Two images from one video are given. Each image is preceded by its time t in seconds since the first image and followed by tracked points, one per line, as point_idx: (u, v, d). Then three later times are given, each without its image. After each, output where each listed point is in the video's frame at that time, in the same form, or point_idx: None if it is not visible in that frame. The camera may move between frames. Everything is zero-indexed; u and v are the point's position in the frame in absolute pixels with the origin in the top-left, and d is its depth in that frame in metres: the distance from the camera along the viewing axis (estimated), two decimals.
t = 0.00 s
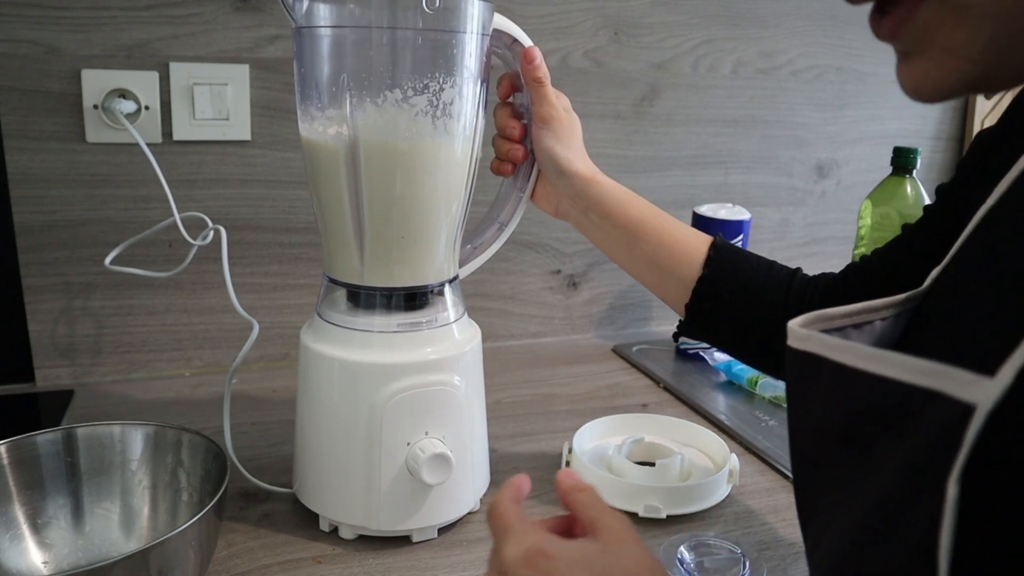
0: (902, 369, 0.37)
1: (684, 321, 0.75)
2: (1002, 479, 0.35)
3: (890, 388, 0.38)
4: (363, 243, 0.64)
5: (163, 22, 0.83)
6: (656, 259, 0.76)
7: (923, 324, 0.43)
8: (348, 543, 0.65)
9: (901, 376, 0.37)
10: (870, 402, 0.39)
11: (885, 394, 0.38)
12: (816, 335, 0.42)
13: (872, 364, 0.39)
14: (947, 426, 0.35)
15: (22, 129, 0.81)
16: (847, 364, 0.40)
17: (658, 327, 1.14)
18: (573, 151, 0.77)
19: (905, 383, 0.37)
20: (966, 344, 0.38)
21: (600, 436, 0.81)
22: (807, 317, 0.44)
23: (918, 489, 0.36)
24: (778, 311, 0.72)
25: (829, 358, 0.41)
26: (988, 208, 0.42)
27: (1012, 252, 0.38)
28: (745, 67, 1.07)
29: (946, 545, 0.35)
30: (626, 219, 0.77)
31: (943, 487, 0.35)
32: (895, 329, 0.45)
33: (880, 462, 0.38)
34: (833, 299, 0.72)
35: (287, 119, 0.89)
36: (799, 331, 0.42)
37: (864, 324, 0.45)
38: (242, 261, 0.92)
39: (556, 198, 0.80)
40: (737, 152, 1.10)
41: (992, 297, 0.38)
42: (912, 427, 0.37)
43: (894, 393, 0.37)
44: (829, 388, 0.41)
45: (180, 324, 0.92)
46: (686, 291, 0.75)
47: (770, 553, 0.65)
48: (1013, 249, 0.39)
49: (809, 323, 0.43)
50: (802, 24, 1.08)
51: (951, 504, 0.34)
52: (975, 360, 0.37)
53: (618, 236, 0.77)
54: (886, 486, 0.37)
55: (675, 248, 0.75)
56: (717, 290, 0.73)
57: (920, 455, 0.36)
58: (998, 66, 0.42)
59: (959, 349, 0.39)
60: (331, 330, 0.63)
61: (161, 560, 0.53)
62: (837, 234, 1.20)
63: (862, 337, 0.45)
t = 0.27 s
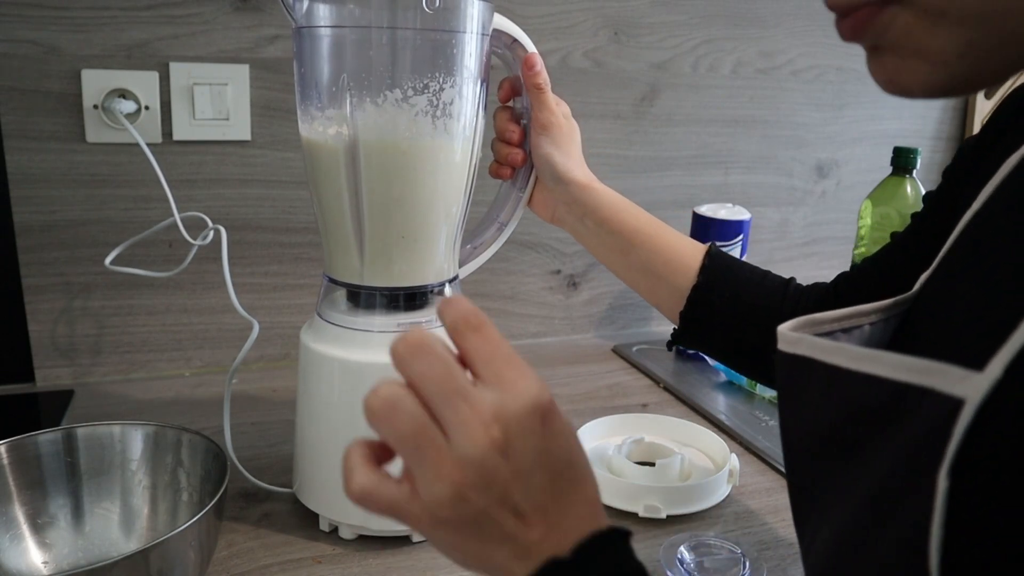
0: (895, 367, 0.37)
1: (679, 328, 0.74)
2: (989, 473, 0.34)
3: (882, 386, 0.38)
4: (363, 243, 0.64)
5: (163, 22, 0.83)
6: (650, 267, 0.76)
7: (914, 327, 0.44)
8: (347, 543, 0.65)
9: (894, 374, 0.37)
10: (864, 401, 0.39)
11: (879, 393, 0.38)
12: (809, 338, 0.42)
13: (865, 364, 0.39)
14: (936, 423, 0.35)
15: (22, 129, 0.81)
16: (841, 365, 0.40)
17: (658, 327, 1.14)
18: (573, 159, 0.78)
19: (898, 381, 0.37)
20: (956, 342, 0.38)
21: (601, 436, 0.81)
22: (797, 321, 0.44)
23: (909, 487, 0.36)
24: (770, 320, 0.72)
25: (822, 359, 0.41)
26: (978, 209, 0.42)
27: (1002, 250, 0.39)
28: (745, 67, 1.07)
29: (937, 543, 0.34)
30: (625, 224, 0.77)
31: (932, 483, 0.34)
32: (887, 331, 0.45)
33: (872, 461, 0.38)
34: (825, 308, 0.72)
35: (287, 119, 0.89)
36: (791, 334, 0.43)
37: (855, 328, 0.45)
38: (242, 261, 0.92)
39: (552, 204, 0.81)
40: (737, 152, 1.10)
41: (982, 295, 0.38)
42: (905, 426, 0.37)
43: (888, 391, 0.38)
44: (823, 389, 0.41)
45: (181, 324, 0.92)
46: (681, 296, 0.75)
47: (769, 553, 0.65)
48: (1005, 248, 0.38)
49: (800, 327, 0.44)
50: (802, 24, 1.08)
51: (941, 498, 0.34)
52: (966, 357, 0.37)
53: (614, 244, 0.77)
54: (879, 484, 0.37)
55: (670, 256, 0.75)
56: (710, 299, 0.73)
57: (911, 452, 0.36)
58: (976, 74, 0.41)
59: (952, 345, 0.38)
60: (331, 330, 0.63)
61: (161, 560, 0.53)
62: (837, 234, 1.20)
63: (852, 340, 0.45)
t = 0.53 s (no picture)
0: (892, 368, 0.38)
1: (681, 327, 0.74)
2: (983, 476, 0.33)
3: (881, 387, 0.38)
4: (365, 243, 0.64)
5: (163, 22, 0.83)
6: (654, 269, 0.76)
7: (915, 327, 0.43)
8: (347, 543, 0.65)
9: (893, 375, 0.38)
10: (862, 401, 0.39)
11: (877, 394, 0.38)
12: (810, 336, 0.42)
13: (865, 363, 0.39)
14: (928, 424, 0.35)
15: (22, 129, 0.81)
16: (840, 364, 0.40)
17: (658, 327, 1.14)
18: (575, 161, 0.77)
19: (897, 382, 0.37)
20: (956, 343, 0.38)
21: (601, 436, 0.81)
22: (802, 319, 0.44)
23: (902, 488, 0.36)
24: (775, 319, 0.72)
25: (821, 358, 0.41)
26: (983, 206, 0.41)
27: (1004, 251, 0.38)
28: (745, 67, 1.07)
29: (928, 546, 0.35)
30: (626, 226, 0.77)
31: (925, 485, 0.35)
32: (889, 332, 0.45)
33: (868, 459, 0.38)
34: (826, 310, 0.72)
35: (287, 119, 0.89)
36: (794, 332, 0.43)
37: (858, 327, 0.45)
38: (242, 261, 0.92)
39: (554, 204, 0.81)
40: (737, 152, 1.10)
41: (983, 297, 0.38)
42: (900, 426, 0.37)
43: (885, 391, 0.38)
44: (820, 388, 0.41)
45: (181, 324, 0.92)
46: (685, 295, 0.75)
47: (769, 554, 0.65)
48: (1006, 249, 0.38)
49: (804, 324, 0.44)
50: (802, 24, 1.08)
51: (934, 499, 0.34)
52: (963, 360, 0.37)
53: (616, 245, 0.78)
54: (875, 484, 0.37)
55: (674, 256, 0.75)
56: (714, 297, 0.73)
57: (906, 454, 0.36)
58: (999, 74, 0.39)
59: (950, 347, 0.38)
60: (332, 330, 0.63)
61: (161, 560, 0.53)
62: (837, 234, 1.20)
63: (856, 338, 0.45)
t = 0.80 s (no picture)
0: (888, 360, 0.37)
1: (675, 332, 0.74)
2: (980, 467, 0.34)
3: (877, 378, 0.38)
4: (363, 241, 0.64)
5: (163, 22, 0.83)
6: (649, 274, 0.76)
7: (910, 328, 0.43)
8: (347, 543, 0.65)
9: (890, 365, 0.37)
10: (857, 395, 0.39)
11: (874, 386, 0.38)
12: (809, 334, 0.43)
13: (864, 357, 0.39)
14: (926, 414, 0.35)
15: (22, 129, 0.81)
16: (838, 358, 0.40)
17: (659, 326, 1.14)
18: (572, 163, 0.77)
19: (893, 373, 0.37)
20: (956, 336, 0.38)
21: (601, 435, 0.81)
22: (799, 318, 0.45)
23: (903, 478, 0.35)
24: (769, 326, 0.72)
25: (819, 355, 0.41)
26: (975, 210, 0.42)
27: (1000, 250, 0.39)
28: (745, 67, 1.07)
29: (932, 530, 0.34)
30: (622, 230, 0.76)
31: (925, 473, 0.34)
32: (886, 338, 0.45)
33: (868, 449, 0.38)
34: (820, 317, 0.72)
35: (287, 119, 0.89)
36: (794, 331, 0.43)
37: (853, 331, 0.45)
38: (242, 261, 0.92)
39: (549, 207, 0.80)
40: (737, 151, 1.10)
41: (980, 294, 0.38)
42: (898, 417, 0.37)
43: (881, 383, 0.38)
44: (817, 384, 0.41)
45: (181, 325, 0.92)
46: (678, 303, 0.75)
47: (769, 553, 0.65)
48: (1003, 246, 0.39)
49: (803, 324, 0.44)
50: (802, 24, 1.08)
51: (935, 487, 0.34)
52: (967, 350, 0.36)
53: (612, 248, 0.77)
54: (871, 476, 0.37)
55: (669, 261, 0.75)
56: (708, 302, 0.73)
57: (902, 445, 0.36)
58: None
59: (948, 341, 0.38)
60: (331, 330, 0.63)
61: (161, 560, 0.53)
62: (837, 234, 1.20)
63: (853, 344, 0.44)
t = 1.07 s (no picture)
0: (918, 369, 0.38)
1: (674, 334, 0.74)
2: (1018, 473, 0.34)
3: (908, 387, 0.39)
4: (364, 242, 0.64)
5: (164, 22, 0.83)
6: (648, 276, 0.76)
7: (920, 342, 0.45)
8: (348, 543, 0.65)
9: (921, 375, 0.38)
10: (885, 404, 0.40)
11: (903, 395, 0.39)
12: (828, 343, 0.44)
13: (890, 366, 0.40)
14: (965, 422, 0.35)
15: (22, 129, 0.81)
16: (861, 367, 0.41)
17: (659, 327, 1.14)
18: (572, 164, 0.77)
19: (924, 382, 0.38)
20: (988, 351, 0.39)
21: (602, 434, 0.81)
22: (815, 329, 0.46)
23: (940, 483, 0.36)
24: (765, 332, 0.72)
25: (840, 364, 0.43)
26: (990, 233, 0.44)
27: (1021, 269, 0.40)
28: (745, 67, 1.07)
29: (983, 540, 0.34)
30: (623, 232, 0.76)
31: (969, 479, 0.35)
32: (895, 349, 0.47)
33: (905, 456, 0.38)
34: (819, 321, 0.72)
35: (287, 119, 0.89)
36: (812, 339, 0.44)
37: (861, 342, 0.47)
38: (242, 261, 0.92)
39: (550, 209, 0.80)
40: (737, 152, 1.10)
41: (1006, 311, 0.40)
42: (932, 424, 0.37)
43: (911, 392, 0.38)
44: (842, 393, 0.42)
45: (180, 325, 0.92)
46: (676, 306, 0.75)
47: (769, 554, 0.65)
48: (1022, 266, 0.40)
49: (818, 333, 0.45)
50: (802, 24, 1.08)
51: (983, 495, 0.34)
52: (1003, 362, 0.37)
53: (612, 250, 0.77)
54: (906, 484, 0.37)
55: (668, 263, 0.75)
56: (707, 304, 0.73)
57: (939, 452, 0.36)
58: None
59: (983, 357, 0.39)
60: (331, 331, 0.63)
61: (161, 560, 0.53)
62: (836, 234, 1.21)
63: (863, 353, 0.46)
